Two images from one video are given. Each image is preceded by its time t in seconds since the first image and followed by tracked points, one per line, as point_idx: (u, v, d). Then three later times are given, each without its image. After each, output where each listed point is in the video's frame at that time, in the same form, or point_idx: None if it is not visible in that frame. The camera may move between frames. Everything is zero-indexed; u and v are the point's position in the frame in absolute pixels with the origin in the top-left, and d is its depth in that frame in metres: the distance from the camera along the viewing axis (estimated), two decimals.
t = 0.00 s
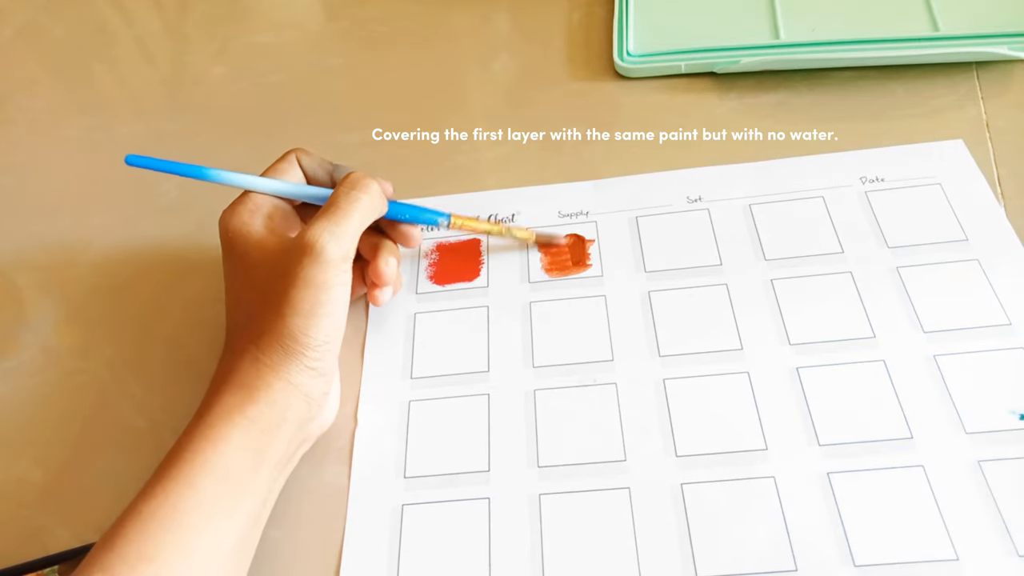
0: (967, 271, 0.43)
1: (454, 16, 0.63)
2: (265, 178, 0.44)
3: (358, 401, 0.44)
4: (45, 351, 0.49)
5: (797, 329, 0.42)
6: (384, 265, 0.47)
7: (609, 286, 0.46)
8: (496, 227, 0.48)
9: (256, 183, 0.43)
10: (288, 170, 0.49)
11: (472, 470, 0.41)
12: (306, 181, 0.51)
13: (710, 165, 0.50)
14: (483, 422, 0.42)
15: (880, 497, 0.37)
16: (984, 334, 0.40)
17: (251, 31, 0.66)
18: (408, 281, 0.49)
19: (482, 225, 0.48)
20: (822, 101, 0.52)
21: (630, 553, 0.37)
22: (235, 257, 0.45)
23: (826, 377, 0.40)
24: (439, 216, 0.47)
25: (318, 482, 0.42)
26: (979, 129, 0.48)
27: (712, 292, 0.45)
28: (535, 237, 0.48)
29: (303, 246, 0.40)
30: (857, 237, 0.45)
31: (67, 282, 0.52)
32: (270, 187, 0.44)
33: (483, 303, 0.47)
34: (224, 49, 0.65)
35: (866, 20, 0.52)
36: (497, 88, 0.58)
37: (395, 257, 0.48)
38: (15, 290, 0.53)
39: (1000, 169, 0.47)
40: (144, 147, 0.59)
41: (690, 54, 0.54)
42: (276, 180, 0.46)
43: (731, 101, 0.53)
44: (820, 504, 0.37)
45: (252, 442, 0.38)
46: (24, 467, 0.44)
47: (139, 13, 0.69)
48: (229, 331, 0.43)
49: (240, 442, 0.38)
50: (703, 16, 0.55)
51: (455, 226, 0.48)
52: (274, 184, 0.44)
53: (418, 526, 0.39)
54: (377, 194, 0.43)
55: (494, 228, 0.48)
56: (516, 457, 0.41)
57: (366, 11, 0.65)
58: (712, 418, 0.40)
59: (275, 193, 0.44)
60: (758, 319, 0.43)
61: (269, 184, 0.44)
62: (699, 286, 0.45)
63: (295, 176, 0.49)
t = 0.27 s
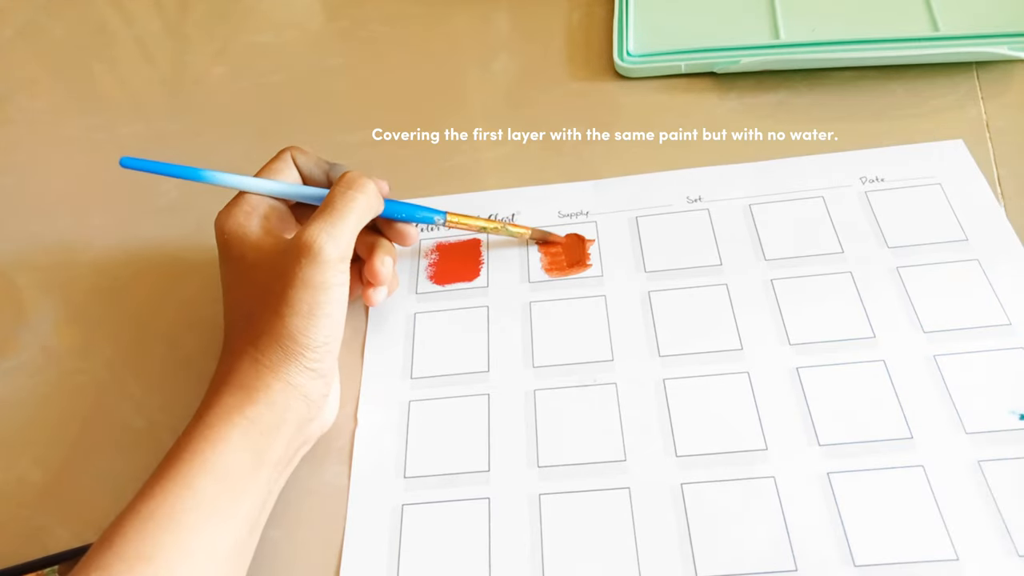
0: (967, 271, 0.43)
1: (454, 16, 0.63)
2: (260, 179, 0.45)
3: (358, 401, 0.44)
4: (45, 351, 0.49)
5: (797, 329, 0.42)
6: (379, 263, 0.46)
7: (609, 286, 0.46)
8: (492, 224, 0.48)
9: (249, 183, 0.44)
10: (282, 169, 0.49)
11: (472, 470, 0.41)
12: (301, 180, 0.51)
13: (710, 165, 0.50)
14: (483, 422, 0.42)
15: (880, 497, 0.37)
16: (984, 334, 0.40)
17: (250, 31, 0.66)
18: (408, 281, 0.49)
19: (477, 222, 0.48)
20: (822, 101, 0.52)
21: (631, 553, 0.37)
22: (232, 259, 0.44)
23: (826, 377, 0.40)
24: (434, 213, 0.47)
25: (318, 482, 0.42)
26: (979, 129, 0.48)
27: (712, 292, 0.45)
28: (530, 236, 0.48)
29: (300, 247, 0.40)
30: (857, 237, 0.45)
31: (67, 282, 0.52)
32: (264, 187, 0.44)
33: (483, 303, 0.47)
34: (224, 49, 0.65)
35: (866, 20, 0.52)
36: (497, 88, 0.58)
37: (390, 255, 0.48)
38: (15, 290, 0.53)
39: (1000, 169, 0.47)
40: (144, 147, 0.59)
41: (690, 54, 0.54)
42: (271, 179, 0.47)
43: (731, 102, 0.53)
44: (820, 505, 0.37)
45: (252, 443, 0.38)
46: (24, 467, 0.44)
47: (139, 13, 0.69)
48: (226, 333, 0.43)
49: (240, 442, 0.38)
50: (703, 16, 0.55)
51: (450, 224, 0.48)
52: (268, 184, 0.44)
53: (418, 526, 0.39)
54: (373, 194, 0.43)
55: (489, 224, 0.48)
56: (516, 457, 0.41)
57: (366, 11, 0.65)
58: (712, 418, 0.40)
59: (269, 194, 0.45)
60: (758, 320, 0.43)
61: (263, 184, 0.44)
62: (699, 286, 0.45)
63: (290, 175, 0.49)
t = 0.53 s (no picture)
0: (967, 271, 0.43)
1: (454, 17, 0.63)
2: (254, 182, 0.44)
3: (358, 401, 0.44)
4: (45, 351, 0.49)
5: (797, 329, 0.42)
6: (369, 269, 0.46)
7: (608, 286, 0.46)
8: (487, 239, 0.47)
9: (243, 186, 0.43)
10: (277, 173, 0.49)
11: (472, 470, 0.41)
12: (296, 184, 0.50)
13: (710, 165, 0.50)
14: (483, 422, 0.42)
15: (880, 497, 0.37)
16: (984, 334, 0.40)
17: (250, 32, 0.66)
18: (408, 281, 0.49)
19: (472, 237, 0.47)
20: (822, 101, 0.52)
21: (631, 553, 0.37)
22: (227, 263, 0.44)
23: (826, 377, 0.40)
24: (429, 224, 0.47)
25: (318, 482, 0.42)
26: (979, 129, 0.48)
27: (712, 292, 0.45)
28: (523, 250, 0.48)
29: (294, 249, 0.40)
30: (856, 236, 0.45)
31: (67, 282, 0.52)
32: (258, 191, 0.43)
33: (483, 303, 0.47)
34: (224, 49, 0.65)
35: (866, 20, 0.52)
36: (497, 88, 0.58)
37: (383, 262, 0.47)
38: (15, 290, 0.53)
39: (1000, 168, 0.47)
40: (144, 147, 0.59)
41: (690, 54, 0.54)
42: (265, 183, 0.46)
43: (731, 101, 0.53)
44: (820, 504, 0.37)
45: (252, 444, 0.38)
46: (24, 467, 0.44)
47: (139, 13, 0.69)
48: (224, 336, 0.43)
49: (240, 444, 0.38)
50: (703, 16, 0.55)
51: (444, 237, 0.47)
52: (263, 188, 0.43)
53: (418, 526, 0.39)
54: (366, 195, 0.43)
55: (485, 239, 0.47)
56: (516, 457, 0.41)
57: (366, 11, 0.65)
58: (712, 418, 0.40)
59: (263, 198, 0.44)
60: (758, 320, 0.43)
61: (257, 188, 0.43)
62: (699, 285, 0.45)
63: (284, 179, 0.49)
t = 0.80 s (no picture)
0: (967, 271, 0.43)
1: (454, 16, 0.63)
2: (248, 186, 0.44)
3: (358, 402, 0.44)
4: (45, 351, 0.49)
5: (798, 329, 0.42)
6: (366, 274, 0.46)
7: (608, 285, 0.46)
8: (481, 245, 0.47)
9: (237, 189, 0.44)
10: (273, 176, 0.49)
11: (472, 470, 0.41)
12: (291, 187, 0.50)
13: (710, 165, 0.50)
14: (483, 421, 0.42)
15: (880, 497, 0.37)
16: (984, 334, 0.40)
17: (250, 32, 0.66)
18: (407, 281, 0.49)
19: (465, 242, 0.47)
20: (822, 101, 0.52)
21: (631, 552, 0.37)
22: (223, 265, 0.44)
23: (826, 377, 0.40)
24: (423, 231, 0.47)
25: (318, 482, 0.42)
26: (979, 130, 0.48)
27: (712, 292, 0.45)
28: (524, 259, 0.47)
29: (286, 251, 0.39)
30: (856, 236, 0.45)
31: (67, 282, 0.52)
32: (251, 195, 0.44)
33: (483, 303, 0.47)
34: (224, 49, 0.65)
35: (866, 20, 0.52)
36: (497, 88, 0.58)
37: (378, 266, 0.47)
38: (15, 290, 0.52)
39: (1000, 169, 0.47)
40: (144, 147, 0.59)
41: (690, 54, 0.54)
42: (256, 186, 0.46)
43: (731, 101, 0.53)
44: (821, 504, 0.37)
45: (252, 447, 0.38)
46: (24, 468, 0.44)
47: (139, 13, 0.69)
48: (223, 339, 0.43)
49: (240, 446, 0.38)
50: (703, 16, 0.55)
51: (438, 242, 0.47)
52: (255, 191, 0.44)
53: (418, 526, 0.39)
54: (357, 196, 0.42)
55: (479, 245, 0.47)
56: (516, 457, 0.41)
57: (366, 11, 0.65)
58: (712, 418, 0.40)
59: (255, 202, 0.44)
60: (759, 321, 0.43)
61: (250, 191, 0.44)
62: (699, 285, 0.45)
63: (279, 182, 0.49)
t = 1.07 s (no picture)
0: (967, 271, 0.43)
1: (454, 16, 0.63)
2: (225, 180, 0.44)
3: (358, 401, 0.44)
4: (45, 351, 0.49)
5: (798, 329, 0.42)
6: (354, 257, 0.45)
7: (608, 286, 0.46)
8: (467, 202, 0.47)
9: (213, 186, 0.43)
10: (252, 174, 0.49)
11: (473, 470, 0.41)
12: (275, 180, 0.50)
13: (711, 165, 0.50)
14: (484, 421, 0.42)
15: (880, 496, 0.37)
16: (984, 334, 0.40)
17: (250, 32, 0.66)
18: (407, 281, 0.49)
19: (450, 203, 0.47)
20: (822, 101, 0.52)
21: (631, 552, 0.37)
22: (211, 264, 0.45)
23: (826, 377, 0.40)
24: (405, 198, 0.47)
25: (318, 482, 0.42)
26: (979, 130, 0.48)
27: (712, 292, 0.45)
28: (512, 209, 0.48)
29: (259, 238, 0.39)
30: (856, 236, 0.45)
31: (67, 282, 0.52)
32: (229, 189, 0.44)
33: (483, 303, 0.47)
34: (224, 49, 0.65)
35: (866, 20, 0.52)
36: (497, 88, 0.58)
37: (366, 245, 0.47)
38: (15, 290, 0.53)
39: (999, 169, 0.47)
40: (143, 147, 0.59)
41: (690, 54, 0.54)
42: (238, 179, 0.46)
43: (731, 101, 0.53)
44: (821, 504, 0.37)
45: (247, 432, 0.38)
46: (24, 467, 0.44)
47: (139, 13, 0.69)
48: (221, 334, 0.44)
49: (235, 433, 0.38)
50: (703, 16, 0.55)
51: (422, 206, 0.48)
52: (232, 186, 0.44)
53: (419, 526, 0.39)
54: (325, 174, 0.42)
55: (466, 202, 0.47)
56: (516, 457, 0.41)
57: (366, 11, 0.65)
58: (712, 418, 0.40)
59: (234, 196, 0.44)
60: (759, 321, 0.43)
61: (228, 186, 0.44)
62: (699, 286, 0.45)
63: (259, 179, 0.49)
